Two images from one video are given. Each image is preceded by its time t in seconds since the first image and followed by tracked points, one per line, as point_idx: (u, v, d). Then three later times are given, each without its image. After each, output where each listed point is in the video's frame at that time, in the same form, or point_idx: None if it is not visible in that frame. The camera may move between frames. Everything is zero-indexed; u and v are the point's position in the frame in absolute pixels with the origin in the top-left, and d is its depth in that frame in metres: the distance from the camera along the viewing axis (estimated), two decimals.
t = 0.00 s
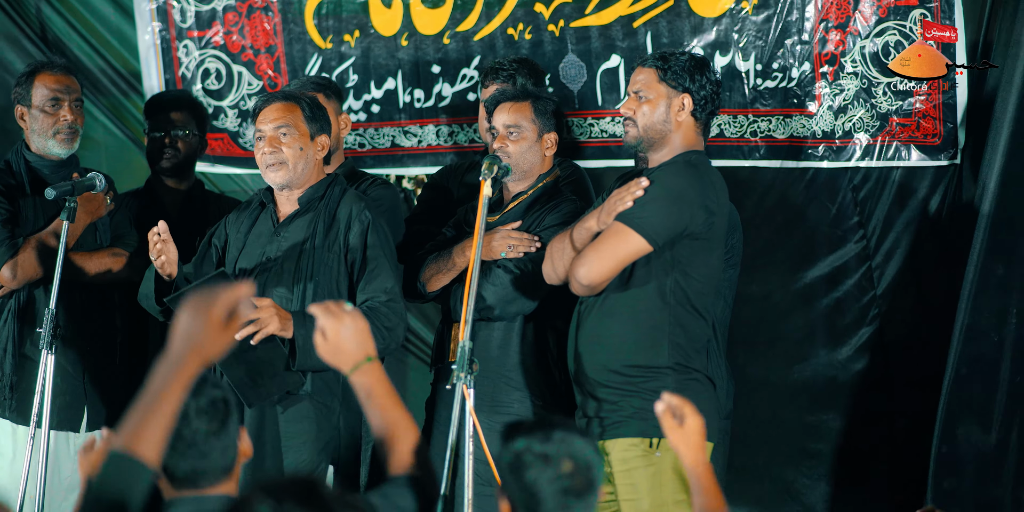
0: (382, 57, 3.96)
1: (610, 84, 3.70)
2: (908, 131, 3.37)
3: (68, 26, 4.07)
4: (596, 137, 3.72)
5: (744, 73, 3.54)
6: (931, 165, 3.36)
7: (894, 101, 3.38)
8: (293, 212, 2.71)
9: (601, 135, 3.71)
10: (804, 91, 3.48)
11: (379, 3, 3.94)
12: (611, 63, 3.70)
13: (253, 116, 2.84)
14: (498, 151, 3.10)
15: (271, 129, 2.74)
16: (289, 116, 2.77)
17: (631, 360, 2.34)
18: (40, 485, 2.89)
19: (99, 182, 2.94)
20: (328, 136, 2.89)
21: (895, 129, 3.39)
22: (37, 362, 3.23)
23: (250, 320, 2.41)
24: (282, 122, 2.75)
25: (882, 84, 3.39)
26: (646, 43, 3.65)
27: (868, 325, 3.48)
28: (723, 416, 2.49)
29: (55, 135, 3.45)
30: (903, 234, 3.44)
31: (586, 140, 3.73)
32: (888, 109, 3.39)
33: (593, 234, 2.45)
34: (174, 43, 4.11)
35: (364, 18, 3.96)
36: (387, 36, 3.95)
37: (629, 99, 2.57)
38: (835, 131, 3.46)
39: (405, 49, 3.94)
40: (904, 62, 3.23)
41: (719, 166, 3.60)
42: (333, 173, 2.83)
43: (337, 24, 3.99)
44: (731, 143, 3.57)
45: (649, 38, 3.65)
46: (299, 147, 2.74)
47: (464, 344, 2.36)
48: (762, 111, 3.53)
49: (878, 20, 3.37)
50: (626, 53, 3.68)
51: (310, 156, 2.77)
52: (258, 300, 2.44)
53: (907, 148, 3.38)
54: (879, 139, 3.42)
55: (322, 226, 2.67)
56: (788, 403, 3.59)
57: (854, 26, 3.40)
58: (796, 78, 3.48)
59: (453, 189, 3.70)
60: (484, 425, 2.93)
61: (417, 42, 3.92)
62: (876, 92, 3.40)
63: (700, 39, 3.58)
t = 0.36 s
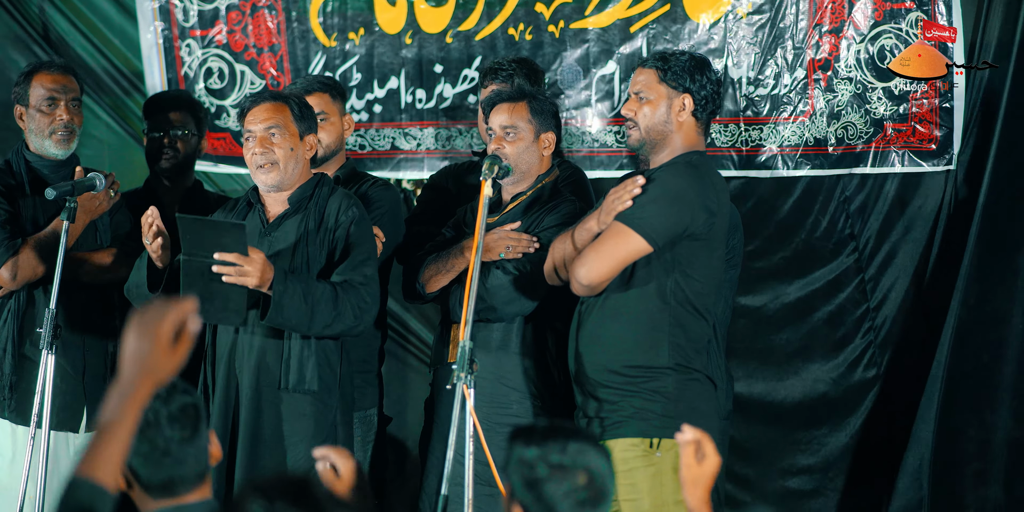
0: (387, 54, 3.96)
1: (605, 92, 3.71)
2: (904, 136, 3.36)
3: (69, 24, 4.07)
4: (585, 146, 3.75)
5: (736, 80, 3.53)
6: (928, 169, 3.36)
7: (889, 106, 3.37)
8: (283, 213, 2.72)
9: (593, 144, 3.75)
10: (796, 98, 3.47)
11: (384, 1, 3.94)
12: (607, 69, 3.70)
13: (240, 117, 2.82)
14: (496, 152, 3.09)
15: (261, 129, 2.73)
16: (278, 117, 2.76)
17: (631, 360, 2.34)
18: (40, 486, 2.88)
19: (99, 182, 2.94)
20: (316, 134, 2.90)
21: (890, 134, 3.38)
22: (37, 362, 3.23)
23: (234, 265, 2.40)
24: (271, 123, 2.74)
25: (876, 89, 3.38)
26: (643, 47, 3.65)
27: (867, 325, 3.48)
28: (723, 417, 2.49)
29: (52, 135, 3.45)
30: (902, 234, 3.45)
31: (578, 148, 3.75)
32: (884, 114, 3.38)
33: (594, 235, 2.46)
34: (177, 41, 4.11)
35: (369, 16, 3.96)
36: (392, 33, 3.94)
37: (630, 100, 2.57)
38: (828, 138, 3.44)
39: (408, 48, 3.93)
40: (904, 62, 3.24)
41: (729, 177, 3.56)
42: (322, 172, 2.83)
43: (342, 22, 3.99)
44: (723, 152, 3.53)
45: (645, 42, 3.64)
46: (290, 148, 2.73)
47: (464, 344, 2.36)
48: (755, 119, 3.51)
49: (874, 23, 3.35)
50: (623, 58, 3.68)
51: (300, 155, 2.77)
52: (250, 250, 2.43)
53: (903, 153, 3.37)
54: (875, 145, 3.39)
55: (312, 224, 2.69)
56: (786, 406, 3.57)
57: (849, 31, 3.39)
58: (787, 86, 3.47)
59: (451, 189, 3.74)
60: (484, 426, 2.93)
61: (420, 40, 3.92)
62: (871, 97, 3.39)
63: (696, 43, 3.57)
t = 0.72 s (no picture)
0: (383, 57, 3.94)
1: (592, 97, 3.70)
2: (902, 136, 3.37)
3: (69, 24, 4.06)
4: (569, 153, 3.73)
5: (728, 84, 3.52)
6: (923, 170, 3.37)
7: (886, 108, 3.38)
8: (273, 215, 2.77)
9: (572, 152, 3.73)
10: (789, 100, 3.46)
11: (383, 3, 3.93)
12: (597, 73, 3.69)
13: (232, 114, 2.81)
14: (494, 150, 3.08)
15: (252, 132, 2.74)
16: (269, 119, 2.76)
17: (633, 360, 2.34)
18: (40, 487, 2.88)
19: (99, 182, 2.94)
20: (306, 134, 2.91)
21: (887, 135, 3.39)
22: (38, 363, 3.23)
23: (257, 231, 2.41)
24: (263, 125, 2.74)
25: (874, 90, 3.39)
26: (634, 51, 3.64)
27: (867, 325, 3.48)
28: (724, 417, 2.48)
29: (56, 135, 3.45)
30: (902, 235, 3.44)
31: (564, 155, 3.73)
32: (881, 116, 3.39)
33: (595, 235, 2.45)
34: (175, 42, 4.10)
35: (366, 18, 3.95)
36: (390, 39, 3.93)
37: (630, 100, 2.56)
38: (823, 141, 3.44)
39: (406, 50, 3.91)
40: (904, 62, 3.25)
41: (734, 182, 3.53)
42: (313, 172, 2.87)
43: (339, 22, 3.98)
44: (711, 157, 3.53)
45: (637, 46, 3.64)
46: (280, 151, 2.76)
47: (464, 345, 2.35)
48: (743, 122, 3.51)
49: (873, 25, 3.36)
50: (612, 68, 3.68)
51: (291, 158, 2.80)
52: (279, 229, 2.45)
53: (900, 154, 3.38)
54: (875, 146, 3.40)
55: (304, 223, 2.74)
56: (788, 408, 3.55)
57: (846, 32, 3.39)
58: (781, 88, 3.47)
59: (451, 187, 3.80)
60: (484, 427, 2.92)
61: (416, 43, 3.90)
62: (868, 99, 3.39)
63: (683, 43, 3.57)
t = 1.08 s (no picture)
0: (371, 58, 3.95)
1: (586, 98, 3.69)
2: (896, 135, 3.36)
3: (67, 26, 4.07)
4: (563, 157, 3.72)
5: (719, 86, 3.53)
6: (911, 166, 3.36)
7: (881, 107, 3.37)
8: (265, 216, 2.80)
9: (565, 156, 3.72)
10: (787, 100, 3.47)
11: (370, 6, 3.94)
12: (588, 76, 3.69)
13: (224, 116, 2.82)
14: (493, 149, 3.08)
15: (246, 135, 2.74)
16: (262, 121, 2.77)
17: (633, 360, 2.34)
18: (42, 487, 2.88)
19: (100, 181, 2.88)
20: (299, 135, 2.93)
21: (883, 134, 3.37)
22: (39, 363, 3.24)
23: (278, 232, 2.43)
24: (256, 128, 2.75)
25: (871, 90, 3.38)
26: (626, 53, 3.64)
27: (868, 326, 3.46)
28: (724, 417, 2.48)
29: (71, 136, 3.47)
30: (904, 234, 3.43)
31: (563, 154, 3.70)
32: (874, 116, 3.38)
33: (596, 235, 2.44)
34: (166, 45, 4.09)
35: (354, 23, 3.95)
36: (376, 40, 3.94)
37: (631, 102, 2.56)
38: (820, 142, 3.45)
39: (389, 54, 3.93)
40: (904, 62, 3.19)
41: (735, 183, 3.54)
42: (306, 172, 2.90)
43: (327, 24, 3.98)
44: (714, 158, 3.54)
45: (628, 47, 3.64)
46: (274, 154, 2.78)
47: (464, 344, 2.36)
48: (736, 123, 3.53)
49: (871, 25, 3.35)
50: (606, 66, 3.67)
51: (284, 160, 2.82)
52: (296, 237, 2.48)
53: (889, 152, 3.37)
54: (869, 147, 3.39)
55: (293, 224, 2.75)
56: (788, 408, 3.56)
57: (842, 32, 3.38)
58: (779, 89, 3.47)
59: (451, 186, 3.81)
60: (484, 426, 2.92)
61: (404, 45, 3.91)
62: (864, 99, 3.39)
63: (678, 45, 3.58)
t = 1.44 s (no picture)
0: (362, 62, 3.95)
1: (588, 99, 3.70)
2: (897, 134, 3.33)
3: (67, 28, 4.13)
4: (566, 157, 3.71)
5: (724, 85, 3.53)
6: (912, 163, 3.33)
7: (884, 105, 3.34)
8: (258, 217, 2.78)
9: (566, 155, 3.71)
10: (789, 100, 3.46)
11: (361, 7, 3.94)
12: (589, 76, 3.69)
13: (222, 117, 2.84)
14: (492, 149, 3.09)
15: (242, 137, 2.75)
16: (258, 124, 2.78)
17: (633, 360, 2.34)
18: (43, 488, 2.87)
19: (101, 183, 2.89)
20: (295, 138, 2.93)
21: (884, 132, 3.34)
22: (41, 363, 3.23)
23: (278, 242, 2.46)
24: (252, 131, 2.76)
25: (873, 89, 3.35)
26: (627, 52, 3.64)
27: (869, 327, 3.45)
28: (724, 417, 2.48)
29: (76, 137, 3.48)
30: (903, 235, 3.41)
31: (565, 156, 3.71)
32: (875, 114, 3.35)
33: (596, 234, 2.44)
34: (161, 45, 4.10)
35: (343, 24, 3.96)
36: (367, 40, 3.94)
37: (629, 103, 2.57)
38: (823, 141, 3.42)
39: (383, 55, 3.93)
40: (904, 62, 3.20)
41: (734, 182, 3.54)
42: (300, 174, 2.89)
43: (317, 27, 3.98)
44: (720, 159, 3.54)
45: (631, 48, 3.63)
46: (270, 156, 2.78)
47: (464, 344, 2.36)
48: (738, 124, 3.52)
49: (873, 24, 3.33)
50: (607, 65, 3.67)
51: (280, 162, 2.82)
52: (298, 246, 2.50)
53: (889, 150, 3.34)
54: (871, 145, 3.36)
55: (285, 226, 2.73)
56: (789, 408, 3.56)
57: (845, 32, 3.37)
58: (782, 89, 3.46)
59: (451, 186, 3.80)
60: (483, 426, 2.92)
61: (397, 47, 3.91)
62: (866, 98, 3.36)
63: (680, 46, 3.57)
